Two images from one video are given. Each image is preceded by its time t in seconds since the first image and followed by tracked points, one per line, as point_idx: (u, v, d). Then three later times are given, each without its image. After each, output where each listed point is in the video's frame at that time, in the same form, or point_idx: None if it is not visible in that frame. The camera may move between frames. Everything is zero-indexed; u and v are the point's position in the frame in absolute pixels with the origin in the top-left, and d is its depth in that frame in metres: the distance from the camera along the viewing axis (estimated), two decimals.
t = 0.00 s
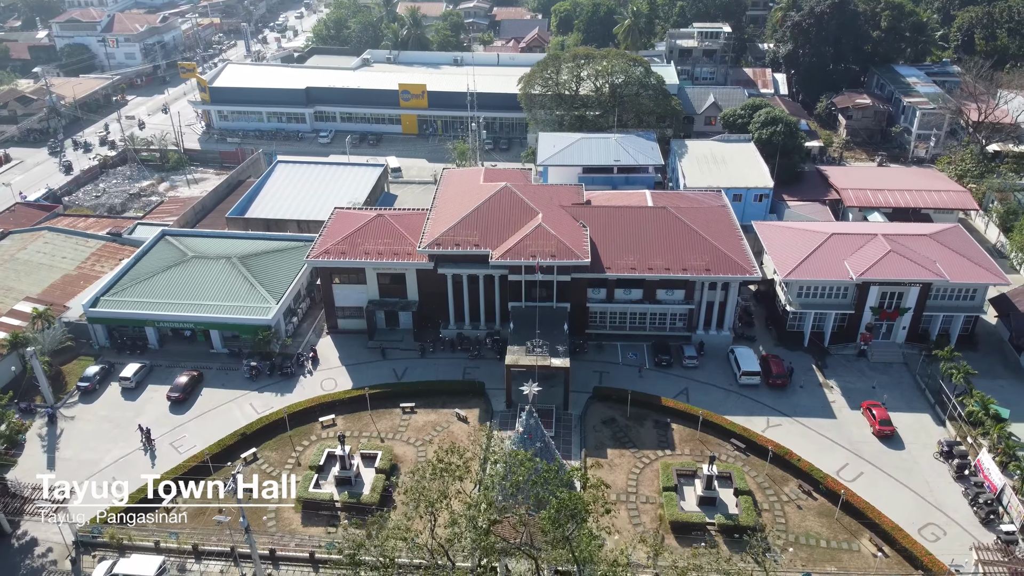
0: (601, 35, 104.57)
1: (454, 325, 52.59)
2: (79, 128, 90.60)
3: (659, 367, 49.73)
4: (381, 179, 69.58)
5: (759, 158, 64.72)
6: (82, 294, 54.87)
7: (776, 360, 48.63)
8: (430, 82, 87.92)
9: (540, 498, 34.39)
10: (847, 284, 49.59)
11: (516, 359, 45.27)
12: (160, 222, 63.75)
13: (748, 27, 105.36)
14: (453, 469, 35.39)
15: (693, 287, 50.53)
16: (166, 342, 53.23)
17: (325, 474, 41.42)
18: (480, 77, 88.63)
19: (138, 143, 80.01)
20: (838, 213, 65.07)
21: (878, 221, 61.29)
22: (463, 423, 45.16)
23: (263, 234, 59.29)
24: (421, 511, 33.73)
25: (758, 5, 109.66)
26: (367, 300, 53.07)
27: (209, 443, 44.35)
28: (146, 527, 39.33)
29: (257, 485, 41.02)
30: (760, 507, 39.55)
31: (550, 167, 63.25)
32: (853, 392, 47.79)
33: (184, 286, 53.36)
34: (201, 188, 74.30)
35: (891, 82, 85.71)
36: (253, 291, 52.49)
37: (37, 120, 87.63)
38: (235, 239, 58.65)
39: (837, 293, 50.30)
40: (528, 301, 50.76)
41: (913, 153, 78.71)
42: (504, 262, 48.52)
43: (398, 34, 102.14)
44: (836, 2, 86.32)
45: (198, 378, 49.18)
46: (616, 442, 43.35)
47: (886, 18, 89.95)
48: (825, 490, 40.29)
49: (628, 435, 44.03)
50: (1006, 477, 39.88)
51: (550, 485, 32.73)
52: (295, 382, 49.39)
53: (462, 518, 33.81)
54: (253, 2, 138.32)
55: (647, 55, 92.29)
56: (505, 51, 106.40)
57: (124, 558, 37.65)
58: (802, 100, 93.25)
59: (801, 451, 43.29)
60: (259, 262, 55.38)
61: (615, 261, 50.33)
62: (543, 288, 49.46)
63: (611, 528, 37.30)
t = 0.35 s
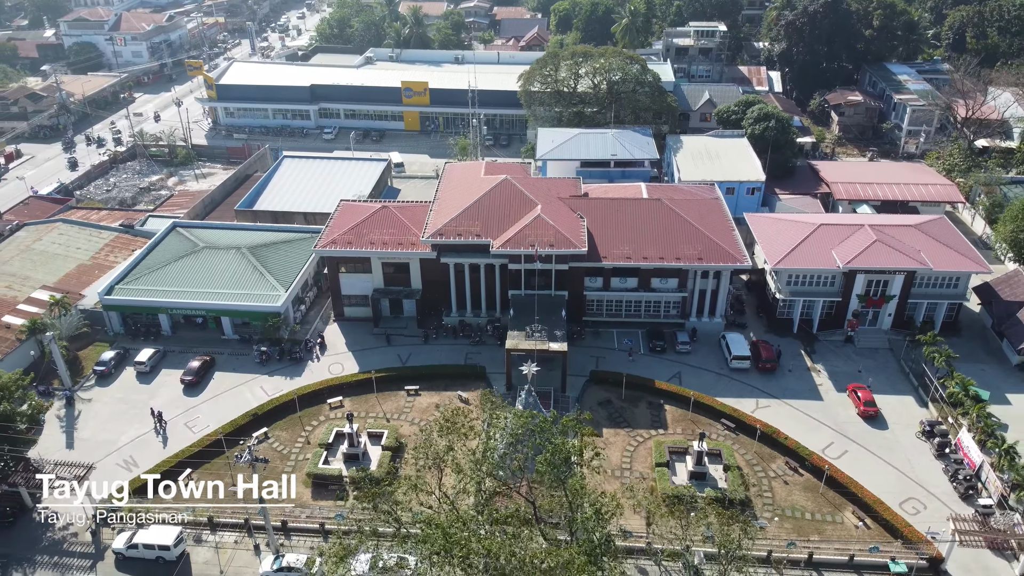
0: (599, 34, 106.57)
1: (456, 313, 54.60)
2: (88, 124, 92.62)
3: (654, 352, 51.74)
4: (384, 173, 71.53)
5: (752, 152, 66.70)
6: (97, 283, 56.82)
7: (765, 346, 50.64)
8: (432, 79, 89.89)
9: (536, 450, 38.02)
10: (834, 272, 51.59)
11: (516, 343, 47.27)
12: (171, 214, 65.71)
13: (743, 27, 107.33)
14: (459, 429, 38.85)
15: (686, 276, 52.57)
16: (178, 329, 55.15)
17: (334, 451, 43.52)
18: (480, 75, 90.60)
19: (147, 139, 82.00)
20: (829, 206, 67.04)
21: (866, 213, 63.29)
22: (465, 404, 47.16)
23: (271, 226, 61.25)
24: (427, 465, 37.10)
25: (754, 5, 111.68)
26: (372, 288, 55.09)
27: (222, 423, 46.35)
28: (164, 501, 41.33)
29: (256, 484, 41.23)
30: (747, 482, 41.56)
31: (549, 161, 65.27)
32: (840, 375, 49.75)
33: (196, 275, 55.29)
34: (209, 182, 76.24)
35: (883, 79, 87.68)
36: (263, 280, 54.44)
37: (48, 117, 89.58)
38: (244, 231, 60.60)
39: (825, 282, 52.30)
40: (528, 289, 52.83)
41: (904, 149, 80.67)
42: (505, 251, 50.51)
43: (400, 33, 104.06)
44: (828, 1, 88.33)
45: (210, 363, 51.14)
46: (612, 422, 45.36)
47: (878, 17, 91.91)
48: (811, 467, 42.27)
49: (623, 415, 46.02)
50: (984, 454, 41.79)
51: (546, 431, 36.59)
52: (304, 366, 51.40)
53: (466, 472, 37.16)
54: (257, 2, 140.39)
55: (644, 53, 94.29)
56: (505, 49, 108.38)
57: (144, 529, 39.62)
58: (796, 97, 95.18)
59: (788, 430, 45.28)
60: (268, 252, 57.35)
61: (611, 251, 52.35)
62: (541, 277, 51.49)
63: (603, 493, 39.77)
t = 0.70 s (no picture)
0: (598, 33, 108.60)
1: (458, 301, 56.61)
2: (97, 121, 94.67)
3: (648, 338, 53.75)
4: (388, 168, 73.50)
5: (745, 147, 68.71)
6: (111, 272, 58.80)
7: (756, 332, 52.61)
8: (434, 77, 91.84)
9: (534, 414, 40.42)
10: (822, 261, 53.61)
11: (516, 328, 49.26)
12: (181, 207, 67.73)
13: (739, 25, 109.22)
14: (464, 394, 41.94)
15: (680, 265, 54.61)
16: (190, 316, 57.14)
17: (342, 430, 45.54)
18: (481, 73, 92.60)
19: (156, 135, 84.04)
20: (820, 199, 69.03)
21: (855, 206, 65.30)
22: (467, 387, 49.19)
23: (279, 218, 63.28)
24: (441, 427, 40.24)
25: (749, 4, 113.66)
26: (377, 277, 57.10)
27: (234, 404, 48.37)
28: (181, 476, 43.29)
29: (257, 484, 41.28)
30: (736, 459, 43.55)
31: (548, 155, 67.27)
32: (827, 360, 51.70)
33: (207, 264, 57.27)
34: (216, 177, 78.23)
35: (875, 77, 89.66)
36: (272, 269, 56.43)
37: (58, 113, 91.60)
38: (253, 222, 62.60)
39: (814, 270, 54.27)
40: (527, 277, 54.83)
41: (894, 144, 82.66)
42: (505, 241, 52.53)
43: (403, 32, 105.97)
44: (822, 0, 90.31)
45: (221, 348, 53.12)
46: (608, 403, 47.37)
47: (870, 16, 93.88)
48: (797, 445, 44.24)
49: (618, 397, 48.03)
50: (964, 432, 43.58)
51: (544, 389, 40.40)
52: (312, 351, 53.42)
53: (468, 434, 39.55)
54: (261, 2, 142.38)
55: (641, 51, 96.29)
56: (506, 48, 110.31)
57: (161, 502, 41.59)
58: (790, 94, 97.12)
59: (777, 411, 47.27)
60: (276, 243, 59.38)
61: (608, 240, 54.39)
62: (540, 266, 53.52)
63: (600, 461, 42.20)
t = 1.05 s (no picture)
0: (596, 32, 110.72)
1: (460, 290, 58.70)
2: (106, 117, 96.74)
3: (643, 325, 55.80)
4: (391, 163, 75.57)
5: (738, 142, 70.78)
6: (125, 262, 60.86)
7: (747, 319, 54.64)
8: (436, 75, 93.93)
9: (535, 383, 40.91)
10: (810, 251, 55.68)
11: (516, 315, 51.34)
12: (191, 200, 69.80)
13: (735, 24, 111.22)
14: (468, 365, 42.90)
15: (674, 255, 56.69)
16: (201, 304, 59.18)
17: (350, 410, 47.62)
18: (482, 71, 94.67)
19: (165, 131, 86.15)
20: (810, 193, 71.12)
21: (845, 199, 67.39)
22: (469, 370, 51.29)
23: (287, 210, 65.33)
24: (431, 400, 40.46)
25: (745, 4, 115.72)
26: (382, 267, 59.17)
27: (245, 387, 50.40)
28: (196, 454, 45.31)
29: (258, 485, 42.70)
30: (727, 438, 45.48)
31: (547, 150, 69.34)
32: (815, 345, 53.78)
33: (218, 254, 59.27)
34: (224, 172, 80.29)
35: (866, 75, 91.74)
36: (281, 259, 58.43)
37: (67, 110, 93.62)
38: (261, 215, 64.63)
39: (803, 260, 56.32)
40: (527, 267, 56.85)
41: (885, 140, 84.77)
42: (505, 231, 54.57)
43: (405, 30, 107.94)
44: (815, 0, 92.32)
45: (231, 335, 55.16)
46: (605, 386, 49.40)
47: (862, 15, 95.98)
48: (784, 425, 46.27)
49: (614, 379, 50.05)
50: (945, 412, 45.56)
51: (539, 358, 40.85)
52: (319, 337, 55.49)
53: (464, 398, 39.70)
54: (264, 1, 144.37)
55: (639, 50, 98.36)
56: (506, 46, 112.38)
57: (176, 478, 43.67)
58: (784, 92, 99.18)
59: (766, 393, 49.30)
60: (284, 234, 61.40)
61: (604, 231, 56.43)
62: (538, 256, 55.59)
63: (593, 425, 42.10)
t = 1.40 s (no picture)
0: (595, 31, 112.78)
1: (462, 280, 60.82)
2: (114, 114, 98.81)
3: (639, 313, 57.86)
4: (394, 158, 77.61)
5: (732, 137, 72.87)
6: (138, 252, 62.94)
7: (737, 307, 56.70)
8: (437, 73, 95.91)
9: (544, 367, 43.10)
10: (799, 241, 57.73)
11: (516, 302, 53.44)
12: (200, 194, 71.86)
13: (731, 23, 113.18)
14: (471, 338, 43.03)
15: (669, 246, 58.81)
16: (211, 293, 61.21)
17: (357, 392, 49.79)
18: (483, 69, 96.71)
19: (173, 127, 88.23)
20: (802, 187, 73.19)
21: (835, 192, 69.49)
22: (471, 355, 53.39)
23: (294, 203, 67.41)
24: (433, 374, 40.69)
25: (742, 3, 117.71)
26: (386, 257, 61.23)
27: (255, 371, 52.49)
28: (210, 433, 47.35)
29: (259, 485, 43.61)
30: (717, 418, 47.60)
31: (546, 145, 71.39)
32: (804, 331, 55.86)
33: (228, 245, 61.32)
34: (231, 167, 82.31)
35: (859, 73, 93.79)
36: (289, 249, 60.45)
37: (77, 107, 95.76)
38: (269, 207, 66.70)
39: (793, 250, 58.38)
40: (527, 257, 58.99)
41: (876, 137, 86.82)
42: (505, 222, 56.67)
43: (407, 29, 109.99)
44: None
45: (241, 322, 57.22)
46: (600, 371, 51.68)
47: (855, 14, 97.98)
48: (772, 405, 48.47)
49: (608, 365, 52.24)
50: (927, 393, 47.57)
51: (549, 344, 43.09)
52: (326, 324, 57.56)
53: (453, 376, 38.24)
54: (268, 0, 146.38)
55: (636, 48, 100.41)
56: (506, 45, 114.39)
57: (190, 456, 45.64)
58: (779, 89, 101.22)
59: (756, 376, 51.39)
60: (292, 225, 63.47)
61: (601, 222, 58.55)
62: (537, 246, 57.72)
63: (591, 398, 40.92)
